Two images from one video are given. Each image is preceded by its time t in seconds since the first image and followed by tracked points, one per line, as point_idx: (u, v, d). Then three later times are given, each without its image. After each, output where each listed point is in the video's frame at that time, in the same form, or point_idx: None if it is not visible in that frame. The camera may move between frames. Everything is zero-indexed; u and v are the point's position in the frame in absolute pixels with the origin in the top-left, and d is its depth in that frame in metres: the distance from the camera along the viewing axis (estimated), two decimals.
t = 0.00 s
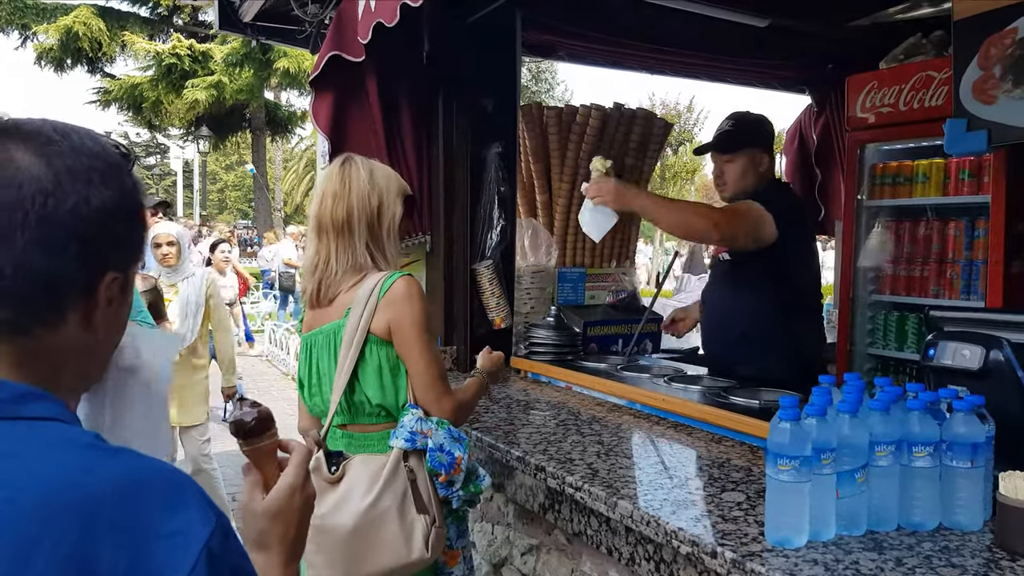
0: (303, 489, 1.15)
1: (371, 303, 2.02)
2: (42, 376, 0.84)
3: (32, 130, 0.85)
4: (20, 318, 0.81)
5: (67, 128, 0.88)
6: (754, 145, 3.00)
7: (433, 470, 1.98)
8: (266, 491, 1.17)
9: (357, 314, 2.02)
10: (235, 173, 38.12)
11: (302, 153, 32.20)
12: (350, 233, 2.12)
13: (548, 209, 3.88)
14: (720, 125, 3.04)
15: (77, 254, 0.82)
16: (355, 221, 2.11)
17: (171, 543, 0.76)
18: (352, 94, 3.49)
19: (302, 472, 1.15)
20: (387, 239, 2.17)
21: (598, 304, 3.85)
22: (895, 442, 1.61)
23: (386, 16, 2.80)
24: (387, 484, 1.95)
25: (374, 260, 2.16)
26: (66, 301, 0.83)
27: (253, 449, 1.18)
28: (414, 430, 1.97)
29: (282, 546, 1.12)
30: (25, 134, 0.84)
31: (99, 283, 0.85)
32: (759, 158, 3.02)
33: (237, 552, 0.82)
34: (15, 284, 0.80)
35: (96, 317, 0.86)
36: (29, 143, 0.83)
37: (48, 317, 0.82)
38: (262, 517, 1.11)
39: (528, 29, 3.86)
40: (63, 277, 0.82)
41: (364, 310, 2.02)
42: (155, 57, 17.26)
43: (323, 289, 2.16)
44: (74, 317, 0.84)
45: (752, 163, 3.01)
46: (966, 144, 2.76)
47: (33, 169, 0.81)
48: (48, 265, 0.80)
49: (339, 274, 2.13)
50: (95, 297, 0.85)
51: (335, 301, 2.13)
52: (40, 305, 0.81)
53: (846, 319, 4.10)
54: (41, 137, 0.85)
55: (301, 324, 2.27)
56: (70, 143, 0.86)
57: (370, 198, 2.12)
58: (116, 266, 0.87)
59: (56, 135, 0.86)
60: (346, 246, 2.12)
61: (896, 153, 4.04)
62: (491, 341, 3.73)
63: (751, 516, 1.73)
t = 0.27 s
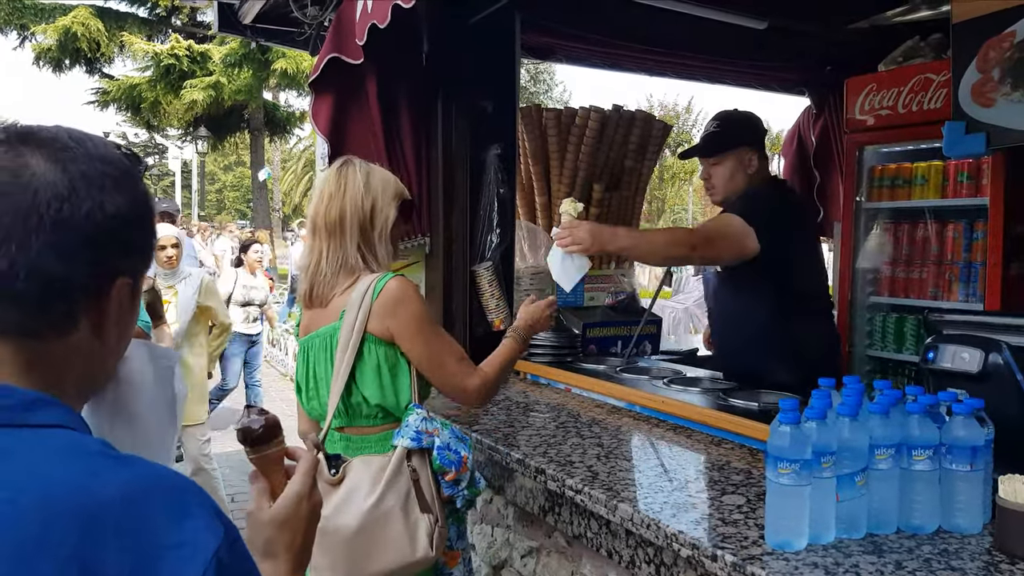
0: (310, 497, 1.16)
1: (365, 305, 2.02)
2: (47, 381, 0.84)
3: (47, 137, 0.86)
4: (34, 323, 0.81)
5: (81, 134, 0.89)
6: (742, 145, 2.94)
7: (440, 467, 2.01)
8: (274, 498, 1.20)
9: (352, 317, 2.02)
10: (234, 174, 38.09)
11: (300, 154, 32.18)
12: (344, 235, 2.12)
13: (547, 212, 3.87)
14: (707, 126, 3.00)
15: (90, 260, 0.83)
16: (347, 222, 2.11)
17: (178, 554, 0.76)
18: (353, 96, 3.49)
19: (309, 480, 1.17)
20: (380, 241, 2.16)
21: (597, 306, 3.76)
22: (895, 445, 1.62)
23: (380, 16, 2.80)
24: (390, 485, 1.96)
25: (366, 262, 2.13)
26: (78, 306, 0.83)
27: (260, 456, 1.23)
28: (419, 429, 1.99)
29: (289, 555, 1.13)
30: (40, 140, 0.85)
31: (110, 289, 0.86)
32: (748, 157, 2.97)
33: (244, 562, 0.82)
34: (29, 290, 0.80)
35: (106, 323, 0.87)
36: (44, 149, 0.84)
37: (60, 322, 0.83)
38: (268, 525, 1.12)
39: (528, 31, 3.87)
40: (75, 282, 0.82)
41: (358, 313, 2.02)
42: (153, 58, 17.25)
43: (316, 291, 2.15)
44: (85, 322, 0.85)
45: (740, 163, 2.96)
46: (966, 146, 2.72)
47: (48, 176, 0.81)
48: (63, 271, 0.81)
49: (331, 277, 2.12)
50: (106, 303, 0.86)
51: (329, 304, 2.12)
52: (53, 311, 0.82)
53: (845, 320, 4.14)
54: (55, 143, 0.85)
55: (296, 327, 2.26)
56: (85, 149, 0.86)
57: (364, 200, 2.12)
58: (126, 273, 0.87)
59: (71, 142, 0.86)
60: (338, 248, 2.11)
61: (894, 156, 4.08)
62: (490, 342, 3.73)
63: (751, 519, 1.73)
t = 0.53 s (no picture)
0: (324, 504, 1.17)
1: (373, 309, 2.01)
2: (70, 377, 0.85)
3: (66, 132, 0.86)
4: (51, 324, 0.82)
5: (100, 130, 0.88)
6: (741, 157, 2.89)
7: (454, 468, 2.02)
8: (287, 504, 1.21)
9: (359, 320, 2.01)
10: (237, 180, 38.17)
11: (302, 161, 32.24)
12: (350, 239, 2.11)
13: (551, 217, 3.84)
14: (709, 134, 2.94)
15: (105, 259, 0.82)
16: (353, 227, 2.11)
17: (195, 559, 0.76)
18: (357, 100, 3.46)
19: (323, 486, 1.16)
20: (384, 246, 2.15)
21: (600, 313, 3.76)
22: (904, 452, 1.60)
23: (385, 20, 2.80)
24: (405, 486, 1.97)
25: (371, 267, 2.13)
26: (95, 306, 0.83)
27: (274, 462, 1.23)
28: (432, 430, 2.01)
29: (305, 560, 1.13)
30: (58, 137, 0.85)
31: (127, 289, 0.85)
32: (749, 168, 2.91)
33: (262, 568, 0.81)
34: (43, 289, 0.80)
35: (126, 324, 0.87)
36: (61, 146, 0.84)
37: (78, 322, 0.83)
38: (281, 532, 1.12)
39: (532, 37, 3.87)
40: (91, 282, 0.82)
41: (367, 316, 2.01)
42: (156, 64, 17.30)
43: (321, 294, 2.15)
44: (104, 321, 0.85)
45: (741, 175, 2.90)
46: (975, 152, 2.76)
47: (63, 173, 0.81)
48: (78, 271, 0.81)
49: (337, 280, 2.12)
50: (124, 303, 0.86)
51: (336, 308, 2.11)
52: (69, 311, 0.82)
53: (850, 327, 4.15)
54: (73, 139, 0.85)
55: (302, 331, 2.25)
56: (103, 147, 0.86)
57: (369, 206, 2.11)
58: (143, 273, 0.87)
59: (89, 138, 0.86)
60: (342, 252, 2.12)
61: (899, 162, 4.07)
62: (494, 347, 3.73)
63: (758, 525, 1.72)
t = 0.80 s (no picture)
0: (343, 501, 1.16)
1: (382, 305, 2.00)
2: (98, 370, 0.84)
3: (70, 121, 0.84)
4: (64, 323, 0.80)
5: (106, 115, 0.86)
6: (757, 162, 2.81)
7: (464, 463, 2.02)
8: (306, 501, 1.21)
9: (368, 318, 2.00)
10: (239, 182, 38.16)
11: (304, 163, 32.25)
12: (356, 237, 2.09)
13: (555, 217, 3.83)
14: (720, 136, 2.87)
15: (114, 257, 0.81)
16: (360, 224, 2.09)
17: (224, 550, 0.78)
18: (362, 100, 3.45)
19: (343, 483, 1.17)
20: (391, 245, 2.12)
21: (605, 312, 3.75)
22: (916, 449, 1.59)
23: (388, 18, 2.80)
24: (417, 481, 1.97)
25: (379, 264, 2.11)
26: (110, 304, 0.82)
27: (295, 458, 1.23)
28: (442, 426, 2.00)
29: (323, 557, 1.12)
30: (63, 127, 0.83)
31: (142, 282, 0.84)
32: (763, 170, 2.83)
33: (285, 561, 0.84)
34: (50, 291, 0.79)
35: (142, 318, 0.86)
36: (66, 136, 0.82)
37: (92, 319, 0.82)
38: (299, 529, 1.11)
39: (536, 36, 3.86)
40: (100, 281, 0.80)
41: (375, 313, 2.00)
42: (158, 66, 17.31)
43: (328, 291, 2.15)
44: (120, 317, 0.84)
45: (756, 179, 2.83)
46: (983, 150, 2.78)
47: (68, 166, 0.81)
48: (86, 271, 0.80)
49: (345, 277, 2.11)
50: (138, 297, 0.84)
51: (344, 305, 2.11)
52: (79, 311, 0.81)
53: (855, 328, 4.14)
54: (77, 128, 0.84)
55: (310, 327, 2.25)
56: (107, 136, 0.84)
57: (375, 204, 2.09)
58: (157, 267, 0.85)
59: (94, 127, 0.85)
60: (349, 249, 2.10)
61: (905, 161, 4.05)
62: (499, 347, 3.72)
63: (769, 524, 1.71)
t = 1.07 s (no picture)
0: (350, 501, 1.16)
1: (386, 307, 2.00)
2: (112, 374, 0.86)
3: (87, 123, 0.84)
4: (84, 325, 0.81)
5: (122, 118, 0.86)
6: (773, 165, 2.76)
7: (470, 464, 2.01)
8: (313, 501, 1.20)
9: (373, 318, 2.00)
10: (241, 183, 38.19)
11: (305, 164, 32.30)
12: (363, 237, 2.10)
13: (558, 217, 3.86)
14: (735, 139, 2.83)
15: (131, 260, 0.81)
16: (366, 224, 2.10)
17: (250, 547, 0.78)
18: (365, 100, 3.45)
19: (349, 483, 1.17)
20: (396, 244, 2.13)
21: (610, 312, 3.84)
22: (924, 449, 1.59)
23: (395, 20, 2.79)
24: (423, 483, 1.96)
25: (384, 264, 2.11)
26: (130, 304, 0.83)
27: (301, 458, 1.23)
28: (447, 427, 2.00)
29: (332, 558, 1.11)
30: (78, 128, 0.83)
31: (160, 284, 0.85)
32: (780, 176, 2.79)
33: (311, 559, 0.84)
34: (70, 295, 0.79)
35: (160, 318, 0.87)
36: (83, 139, 0.82)
37: (112, 320, 0.82)
38: (309, 527, 1.10)
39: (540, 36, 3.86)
40: (120, 284, 0.81)
41: (380, 314, 2.00)
42: (160, 67, 17.34)
43: (334, 292, 2.14)
44: (139, 317, 0.85)
45: (771, 184, 2.77)
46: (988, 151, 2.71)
47: (86, 170, 0.80)
48: (106, 275, 0.80)
49: (349, 278, 2.11)
50: (157, 297, 0.85)
51: (350, 305, 2.10)
52: (99, 313, 0.81)
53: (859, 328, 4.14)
54: (94, 131, 0.83)
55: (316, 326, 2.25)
56: (123, 139, 0.84)
57: (382, 204, 2.10)
58: (177, 268, 0.86)
59: (111, 129, 0.84)
60: (356, 249, 2.10)
61: (908, 161, 4.05)
62: (503, 346, 3.73)
63: (777, 523, 1.71)
